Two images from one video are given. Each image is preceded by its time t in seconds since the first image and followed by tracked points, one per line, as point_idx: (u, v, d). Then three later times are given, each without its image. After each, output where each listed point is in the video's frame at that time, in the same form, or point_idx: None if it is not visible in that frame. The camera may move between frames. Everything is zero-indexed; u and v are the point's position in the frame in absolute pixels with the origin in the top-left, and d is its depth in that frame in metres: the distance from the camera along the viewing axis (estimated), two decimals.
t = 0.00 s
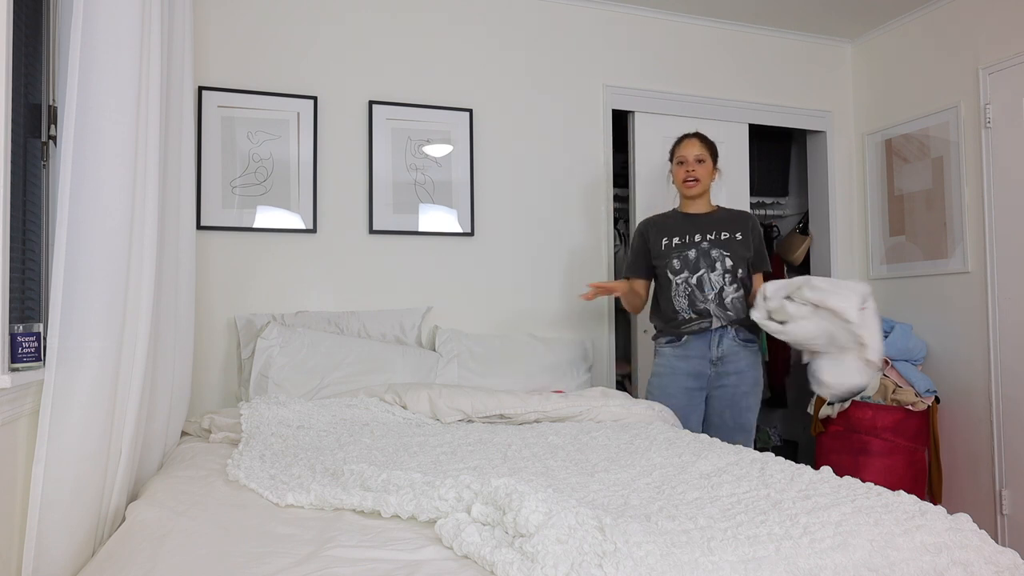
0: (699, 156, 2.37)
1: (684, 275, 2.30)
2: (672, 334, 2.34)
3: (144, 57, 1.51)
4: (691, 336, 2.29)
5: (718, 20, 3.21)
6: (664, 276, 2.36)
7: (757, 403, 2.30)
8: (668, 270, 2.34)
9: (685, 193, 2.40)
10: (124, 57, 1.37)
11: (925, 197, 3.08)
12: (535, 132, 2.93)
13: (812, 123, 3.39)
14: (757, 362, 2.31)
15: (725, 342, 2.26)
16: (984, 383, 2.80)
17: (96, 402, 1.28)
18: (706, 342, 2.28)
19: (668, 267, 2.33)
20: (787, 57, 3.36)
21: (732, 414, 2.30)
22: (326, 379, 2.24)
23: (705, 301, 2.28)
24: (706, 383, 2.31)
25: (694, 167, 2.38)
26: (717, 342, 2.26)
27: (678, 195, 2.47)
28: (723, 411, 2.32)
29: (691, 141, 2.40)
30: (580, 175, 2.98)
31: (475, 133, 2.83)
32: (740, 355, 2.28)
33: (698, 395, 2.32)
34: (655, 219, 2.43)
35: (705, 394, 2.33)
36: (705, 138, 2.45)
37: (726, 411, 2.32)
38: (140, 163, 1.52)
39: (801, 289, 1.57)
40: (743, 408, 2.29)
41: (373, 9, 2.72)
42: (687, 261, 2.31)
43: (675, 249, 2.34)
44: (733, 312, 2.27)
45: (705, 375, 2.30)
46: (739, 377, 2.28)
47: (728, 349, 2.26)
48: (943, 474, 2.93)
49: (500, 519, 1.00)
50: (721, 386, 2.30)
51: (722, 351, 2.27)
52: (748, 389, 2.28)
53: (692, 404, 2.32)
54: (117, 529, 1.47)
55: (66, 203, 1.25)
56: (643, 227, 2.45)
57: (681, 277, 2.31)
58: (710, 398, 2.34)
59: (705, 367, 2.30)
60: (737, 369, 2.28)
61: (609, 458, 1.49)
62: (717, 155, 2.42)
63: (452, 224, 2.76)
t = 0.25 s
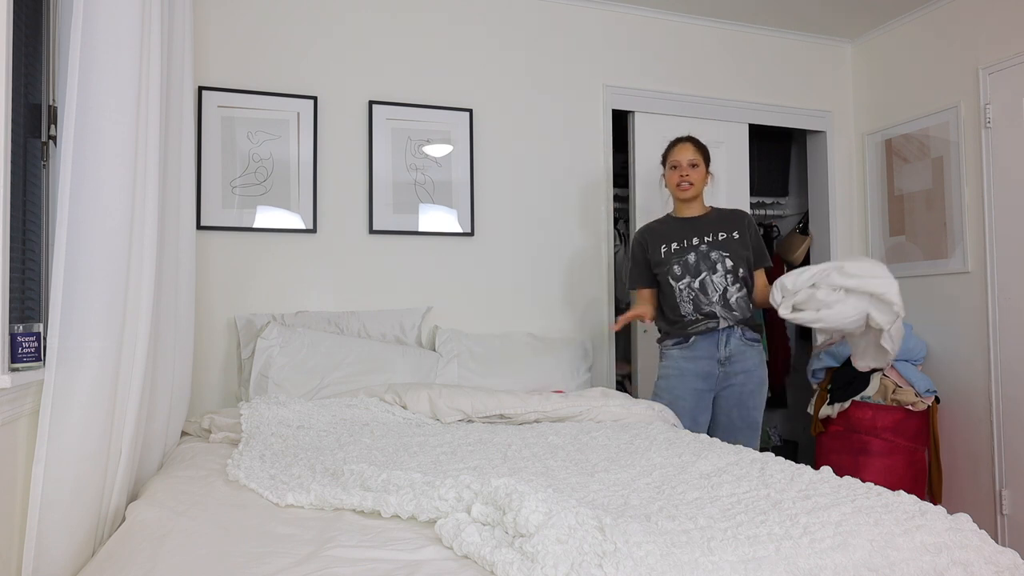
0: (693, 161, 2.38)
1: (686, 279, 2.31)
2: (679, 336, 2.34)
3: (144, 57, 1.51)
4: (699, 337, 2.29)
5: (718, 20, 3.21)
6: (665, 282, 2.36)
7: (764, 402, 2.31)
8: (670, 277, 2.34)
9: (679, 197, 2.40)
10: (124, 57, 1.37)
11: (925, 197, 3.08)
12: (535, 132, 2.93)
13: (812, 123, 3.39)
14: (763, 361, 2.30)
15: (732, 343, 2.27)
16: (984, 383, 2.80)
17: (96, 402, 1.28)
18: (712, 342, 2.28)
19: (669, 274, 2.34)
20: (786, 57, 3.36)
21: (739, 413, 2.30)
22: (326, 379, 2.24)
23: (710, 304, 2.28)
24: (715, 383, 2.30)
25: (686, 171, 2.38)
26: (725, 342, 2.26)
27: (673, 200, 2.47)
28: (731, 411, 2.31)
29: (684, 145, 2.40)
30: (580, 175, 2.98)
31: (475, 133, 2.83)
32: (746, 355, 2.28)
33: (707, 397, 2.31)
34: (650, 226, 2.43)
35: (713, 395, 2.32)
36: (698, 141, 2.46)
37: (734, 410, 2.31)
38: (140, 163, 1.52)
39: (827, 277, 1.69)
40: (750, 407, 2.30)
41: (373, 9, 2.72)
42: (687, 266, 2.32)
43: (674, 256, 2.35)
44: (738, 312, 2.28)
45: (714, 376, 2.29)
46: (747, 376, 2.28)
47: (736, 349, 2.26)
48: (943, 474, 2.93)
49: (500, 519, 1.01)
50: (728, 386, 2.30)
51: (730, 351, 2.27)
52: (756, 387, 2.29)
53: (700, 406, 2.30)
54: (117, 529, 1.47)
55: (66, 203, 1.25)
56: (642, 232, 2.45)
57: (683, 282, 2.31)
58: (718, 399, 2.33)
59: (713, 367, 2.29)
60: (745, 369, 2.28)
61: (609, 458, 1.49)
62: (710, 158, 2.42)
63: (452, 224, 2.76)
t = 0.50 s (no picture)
0: (698, 158, 2.38)
1: (690, 279, 2.30)
2: (680, 336, 2.33)
3: (144, 57, 1.51)
4: (699, 337, 2.28)
5: (718, 20, 3.21)
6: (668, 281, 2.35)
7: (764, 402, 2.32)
8: (674, 276, 2.33)
9: (685, 196, 2.40)
10: (124, 56, 1.37)
11: (925, 197, 3.08)
12: (535, 132, 2.93)
13: (812, 123, 3.39)
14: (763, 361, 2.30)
15: (733, 343, 2.26)
16: (984, 383, 2.80)
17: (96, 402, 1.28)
18: (714, 342, 2.27)
19: (673, 272, 2.33)
20: (786, 57, 3.36)
21: (740, 413, 2.31)
22: (326, 379, 2.24)
23: (713, 304, 2.27)
24: (716, 383, 2.30)
25: (692, 168, 2.39)
26: (726, 342, 2.26)
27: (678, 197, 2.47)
28: (731, 411, 2.32)
29: (687, 144, 2.40)
30: (580, 175, 2.98)
31: (475, 133, 2.83)
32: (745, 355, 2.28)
33: (707, 396, 2.31)
34: (657, 222, 2.42)
35: (713, 394, 2.32)
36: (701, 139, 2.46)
37: (734, 410, 2.31)
38: (141, 163, 1.52)
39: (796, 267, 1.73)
40: (750, 406, 2.30)
41: (373, 9, 2.72)
42: (691, 265, 2.31)
43: (679, 254, 2.34)
44: (740, 313, 2.27)
45: (714, 376, 2.29)
46: (747, 376, 2.28)
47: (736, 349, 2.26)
48: (943, 474, 2.93)
49: (500, 519, 1.01)
50: (728, 386, 2.30)
51: (731, 351, 2.26)
52: (756, 387, 2.29)
53: (700, 405, 2.31)
54: (117, 529, 1.47)
55: (65, 203, 1.25)
56: (648, 226, 2.44)
57: (687, 281, 2.31)
58: (718, 398, 2.33)
59: (714, 367, 2.28)
60: (745, 369, 2.28)
61: (608, 458, 1.49)
62: (714, 155, 2.43)
63: (452, 224, 2.76)
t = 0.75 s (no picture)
0: (698, 158, 2.38)
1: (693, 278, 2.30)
2: (678, 335, 2.32)
3: (144, 57, 1.51)
4: (698, 337, 2.28)
5: (719, 20, 3.21)
6: (672, 279, 2.36)
7: (762, 402, 2.31)
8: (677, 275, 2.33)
9: (690, 197, 2.41)
10: (125, 57, 1.37)
11: (925, 197, 3.08)
12: (536, 132, 2.93)
13: (812, 123, 3.39)
14: (761, 361, 2.31)
15: (731, 343, 2.27)
16: (984, 383, 2.80)
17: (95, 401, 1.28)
18: (712, 342, 2.27)
19: (676, 270, 2.32)
20: (786, 57, 3.36)
21: (738, 413, 2.30)
22: (326, 379, 2.24)
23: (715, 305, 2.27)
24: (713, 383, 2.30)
25: (692, 168, 2.39)
26: (724, 342, 2.26)
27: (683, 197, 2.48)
28: (729, 411, 2.32)
29: (687, 145, 2.41)
30: (580, 175, 2.98)
31: (475, 133, 2.83)
32: (744, 355, 2.29)
33: (705, 396, 2.31)
34: (665, 219, 2.42)
35: (711, 394, 2.32)
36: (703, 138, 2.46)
37: (732, 410, 2.31)
38: (141, 163, 1.52)
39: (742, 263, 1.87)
40: (748, 406, 2.30)
41: (373, 9, 2.72)
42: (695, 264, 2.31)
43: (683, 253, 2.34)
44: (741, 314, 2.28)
45: (712, 376, 2.29)
46: (746, 376, 2.28)
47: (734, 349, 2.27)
48: (943, 474, 2.93)
49: (500, 519, 1.01)
50: (727, 386, 2.30)
51: (729, 351, 2.27)
52: (754, 387, 2.29)
53: (698, 405, 2.31)
54: (117, 529, 1.46)
55: (66, 203, 1.25)
56: (654, 223, 2.44)
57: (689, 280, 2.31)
58: (716, 398, 2.33)
59: (712, 366, 2.28)
60: (743, 369, 2.28)
61: (609, 458, 1.49)
62: (716, 153, 2.42)
63: (452, 224, 2.76)
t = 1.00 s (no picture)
0: (689, 160, 2.36)
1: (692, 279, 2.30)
2: (677, 334, 2.34)
3: (144, 57, 1.51)
4: (694, 335, 2.29)
5: (718, 20, 3.21)
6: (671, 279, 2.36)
7: (762, 403, 2.29)
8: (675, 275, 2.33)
9: (686, 200, 2.42)
10: (125, 57, 1.37)
11: (925, 197, 3.08)
12: (535, 132, 2.93)
13: (812, 123, 3.39)
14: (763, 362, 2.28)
15: (729, 343, 2.26)
16: (984, 383, 2.80)
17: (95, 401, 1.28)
18: (710, 341, 2.28)
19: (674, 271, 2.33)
20: (786, 57, 3.36)
21: (736, 414, 2.29)
22: (326, 379, 2.24)
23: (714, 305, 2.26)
24: (711, 383, 2.30)
25: (683, 172, 2.38)
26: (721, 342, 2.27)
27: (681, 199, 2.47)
28: (728, 412, 2.30)
29: (679, 148, 2.40)
30: (580, 175, 2.98)
31: (475, 133, 2.83)
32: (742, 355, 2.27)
33: (703, 395, 2.31)
34: (665, 220, 2.43)
35: (710, 394, 2.32)
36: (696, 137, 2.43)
37: (730, 411, 2.30)
38: (141, 163, 1.52)
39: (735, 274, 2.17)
40: (747, 407, 2.28)
41: (373, 9, 2.72)
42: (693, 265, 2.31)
43: (681, 254, 2.34)
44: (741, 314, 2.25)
45: (710, 375, 2.29)
46: (745, 377, 2.27)
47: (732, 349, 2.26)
48: (943, 474, 2.93)
49: (500, 520, 1.01)
50: (726, 387, 2.29)
51: (726, 351, 2.27)
52: (753, 388, 2.27)
53: (697, 405, 2.31)
54: (117, 529, 1.47)
55: (65, 202, 1.25)
56: (654, 225, 2.46)
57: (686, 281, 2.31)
58: (714, 399, 2.33)
59: (710, 366, 2.29)
60: (741, 369, 2.27)
61: (609, 458, 1.49)
62: (710, 152, 2.39)
63: (452, 224, 2.76)
